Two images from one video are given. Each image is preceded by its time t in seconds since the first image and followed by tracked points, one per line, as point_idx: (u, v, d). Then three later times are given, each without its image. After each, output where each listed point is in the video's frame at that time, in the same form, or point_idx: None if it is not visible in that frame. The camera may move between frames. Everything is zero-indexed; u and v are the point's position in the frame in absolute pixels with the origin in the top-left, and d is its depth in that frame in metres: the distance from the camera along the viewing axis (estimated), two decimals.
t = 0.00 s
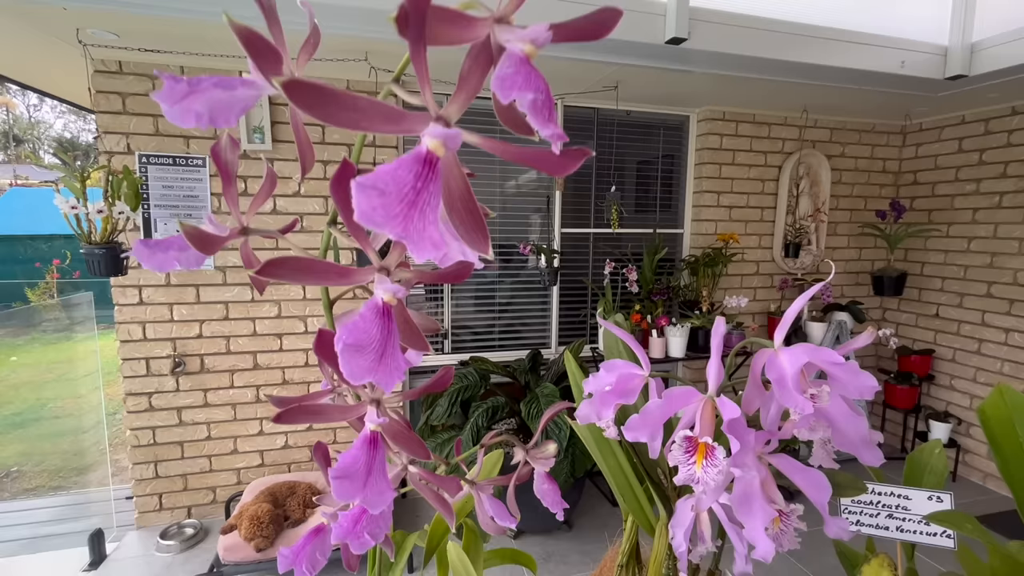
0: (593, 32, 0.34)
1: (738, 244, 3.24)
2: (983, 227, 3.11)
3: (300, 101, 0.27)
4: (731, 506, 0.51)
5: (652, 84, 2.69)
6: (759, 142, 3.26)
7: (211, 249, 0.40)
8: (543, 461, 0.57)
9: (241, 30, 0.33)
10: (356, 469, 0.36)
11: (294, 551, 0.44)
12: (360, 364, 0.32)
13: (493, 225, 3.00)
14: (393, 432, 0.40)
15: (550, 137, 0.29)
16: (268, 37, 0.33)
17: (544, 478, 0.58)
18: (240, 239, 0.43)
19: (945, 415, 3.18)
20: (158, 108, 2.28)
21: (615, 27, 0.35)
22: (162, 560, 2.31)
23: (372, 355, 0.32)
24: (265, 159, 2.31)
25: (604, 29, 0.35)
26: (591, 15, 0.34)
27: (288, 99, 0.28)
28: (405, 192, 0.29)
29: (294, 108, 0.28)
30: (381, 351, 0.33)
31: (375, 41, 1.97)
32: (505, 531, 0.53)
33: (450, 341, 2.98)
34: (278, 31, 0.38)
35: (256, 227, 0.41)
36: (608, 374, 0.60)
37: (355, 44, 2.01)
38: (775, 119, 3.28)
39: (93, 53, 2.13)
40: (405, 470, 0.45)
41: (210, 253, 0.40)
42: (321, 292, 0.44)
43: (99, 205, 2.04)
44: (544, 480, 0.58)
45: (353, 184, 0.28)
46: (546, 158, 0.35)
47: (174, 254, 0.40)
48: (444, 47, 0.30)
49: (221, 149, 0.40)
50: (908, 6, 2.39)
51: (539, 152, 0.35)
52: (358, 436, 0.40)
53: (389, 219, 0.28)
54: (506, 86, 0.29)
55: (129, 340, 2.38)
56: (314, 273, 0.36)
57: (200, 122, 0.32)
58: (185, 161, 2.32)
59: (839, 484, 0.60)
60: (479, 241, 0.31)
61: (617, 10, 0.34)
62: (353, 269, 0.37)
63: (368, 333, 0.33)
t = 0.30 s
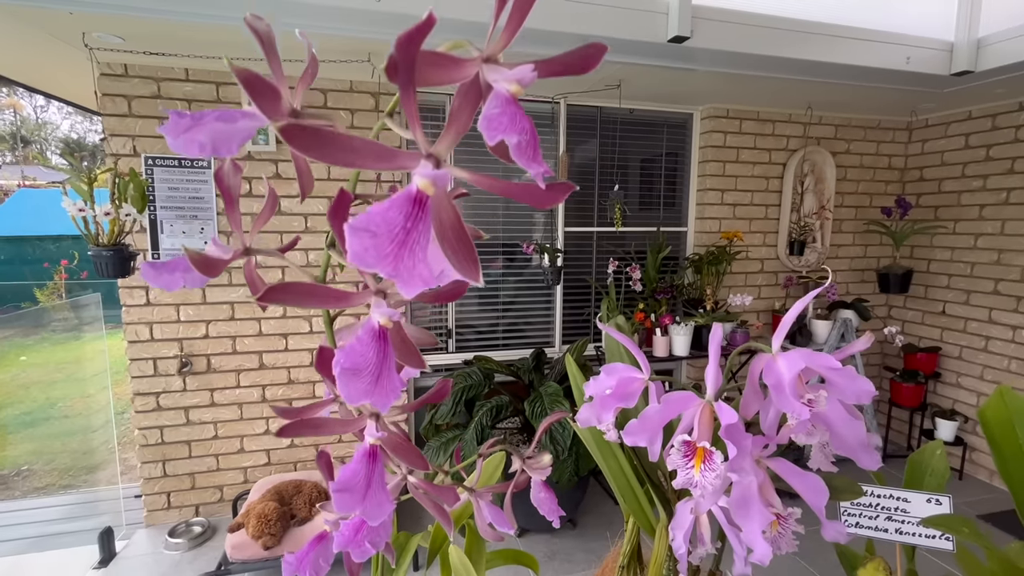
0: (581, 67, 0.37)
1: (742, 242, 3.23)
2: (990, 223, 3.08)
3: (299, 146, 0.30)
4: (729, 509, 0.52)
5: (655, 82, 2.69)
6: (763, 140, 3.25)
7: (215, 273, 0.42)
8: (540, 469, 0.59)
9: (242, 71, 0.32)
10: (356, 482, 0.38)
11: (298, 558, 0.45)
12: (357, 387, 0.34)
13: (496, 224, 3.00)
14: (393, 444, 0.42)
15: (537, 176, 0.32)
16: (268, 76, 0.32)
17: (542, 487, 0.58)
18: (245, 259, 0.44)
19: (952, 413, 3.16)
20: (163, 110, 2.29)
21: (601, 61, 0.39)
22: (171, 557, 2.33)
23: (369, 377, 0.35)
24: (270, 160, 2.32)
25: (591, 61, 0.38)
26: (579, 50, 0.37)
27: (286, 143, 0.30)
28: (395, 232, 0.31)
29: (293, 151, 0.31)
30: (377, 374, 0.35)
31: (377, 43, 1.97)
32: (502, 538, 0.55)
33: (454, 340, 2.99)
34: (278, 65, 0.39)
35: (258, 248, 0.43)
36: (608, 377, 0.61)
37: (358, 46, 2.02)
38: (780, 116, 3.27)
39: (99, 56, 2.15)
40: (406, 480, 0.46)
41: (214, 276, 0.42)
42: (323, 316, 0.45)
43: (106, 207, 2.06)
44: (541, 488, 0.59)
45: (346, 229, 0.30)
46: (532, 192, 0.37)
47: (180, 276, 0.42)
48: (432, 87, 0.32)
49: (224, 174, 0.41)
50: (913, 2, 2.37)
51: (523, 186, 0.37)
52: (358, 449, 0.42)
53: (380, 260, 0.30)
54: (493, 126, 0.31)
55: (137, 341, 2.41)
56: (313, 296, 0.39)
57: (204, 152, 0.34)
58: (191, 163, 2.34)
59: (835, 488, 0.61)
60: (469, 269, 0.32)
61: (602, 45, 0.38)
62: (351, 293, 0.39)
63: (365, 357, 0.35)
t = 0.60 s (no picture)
0: (580, 88, 0.40)
1: (749, 239, 3.22)
2: (1001, 219, 3.05)
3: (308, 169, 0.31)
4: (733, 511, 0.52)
5: (661, 79, 2.67)
6: (770, 136, 3.23)
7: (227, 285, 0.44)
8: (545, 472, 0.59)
9: (255, 96, 0.35)
10: (365, 487, 0.39)
11: (308, 560, 0.46)
12: (366, 398, 0.34)
13: (502, 222, 3.00)
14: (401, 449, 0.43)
15: (539, 196, 0.35)
16: (278, 100, 0.36)
17: (547, 491, 0.59)
18: (254, 272, 0.46)
19: (963, 410, 3.13)
20: (171, 111, 2.31)
21: (601, 79, 0.41)
22: (182, 553, 2.37)
23: (378, 389, 0.35)
24: (277, 160, 2.33)
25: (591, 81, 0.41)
26: (580, 71, 0.40)
27: (296, 167, 0.31)
28: (401, 254, 0.33)
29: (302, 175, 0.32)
30: (385, 385, 0.36)
31: (382, 43, 1.97)
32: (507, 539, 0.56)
33: (460, 338, 3.00)
34: (285, 81, 0.41)
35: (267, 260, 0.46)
36: (613, 378, 0.61)
37: (363, 46, 2.02)
38: (787, 112, 3.24)
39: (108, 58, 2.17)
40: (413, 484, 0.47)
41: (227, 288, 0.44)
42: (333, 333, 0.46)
43: (116, 209, 2.09)
44: (546, 491, 0.60)
45: (355, 251, 0.31)
46: (534, 212, 0.38)
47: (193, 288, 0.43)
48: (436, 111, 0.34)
49: (236, 188, 0.42)
50: None
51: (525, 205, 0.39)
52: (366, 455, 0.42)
53: (387, 280, 0.31)
54: (494, 150, 0.34)
55: (147, 340, 2.44)
56: (321, 308, 0.41)
57: (215, 168, 0.36)
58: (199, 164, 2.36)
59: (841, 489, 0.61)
60: (475, 284, 0.34)
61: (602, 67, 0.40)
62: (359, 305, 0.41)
63: (372, 369, 0.36)
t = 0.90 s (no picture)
0: (585, 104, 0.40)
1: (758, 237, 3.19)
2: (1017, 216, 2.99)
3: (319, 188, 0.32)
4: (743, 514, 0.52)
5: (669, 76, 2.66)
6: (779, 133, 3.20)
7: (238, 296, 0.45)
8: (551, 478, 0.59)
9: (266, 114, 0.35)
10: (376, 494, 0.40)
11: (319, 563, 0.46)
12: (375, 411, 0.35)
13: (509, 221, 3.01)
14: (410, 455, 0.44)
15: (547, 214, 0.36)
16: (288, 117, 0.36)
17: (554, 497, 0.59)
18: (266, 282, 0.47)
19: (976, 409, 3.09)
20: (181, 114, 2.34)
21: (605, 95, 0.41)
22: (195, 550, 2.40)
23: (387, 401, 0.36)
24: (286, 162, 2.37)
25: (596, 96, 0.41)
26: (585, 88, 0.40)
27: (306, 185, 0.32)
28: (411, 273, 0.33)
29: (312, 191, 0.33)
30: (394, 398, 0.36)
31: (390, 43, 1.98)
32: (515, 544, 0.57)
33: (468, 337, 3.01)
34: (294, 94, 0.41)
35: (278, 269, 0.46)
36: (620, 379, 0.61)
37: (370, 47, 2.03)
38: (796, 109, 3.21)
39: (120, 61, 2.19)
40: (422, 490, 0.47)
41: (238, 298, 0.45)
42: (342, 339, 0.45)
43: (128, 210, 2.11)
44: (553, 497, 0.60)
45: (365, 271, 0.32)
46: (540, 228, 0.39)
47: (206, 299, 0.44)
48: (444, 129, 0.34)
49: (246, 201, 0.42)
50: None
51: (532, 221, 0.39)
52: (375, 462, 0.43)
53: (398, 299, 0.32)
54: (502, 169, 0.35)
55: (159, 339, 2.47)
56: (332, 321, 0.41)
57: (228, 183, 0.36)
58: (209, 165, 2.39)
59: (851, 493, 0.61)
60: (483, 298, 0.35)
61: (606, 82, 0.40)
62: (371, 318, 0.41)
63: (382, 381, 0.36)
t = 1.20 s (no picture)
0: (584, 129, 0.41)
1: (769, 237, 3.17)
2: None
3: (321, 220, 0.34)
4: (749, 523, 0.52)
5: (678, 77, 2.64)
6: (789, 132, 3.17)
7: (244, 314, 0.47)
8: (553, 491, 0.60)
9: (268, 146, 0.36)
10: (379, 510, 0.40)
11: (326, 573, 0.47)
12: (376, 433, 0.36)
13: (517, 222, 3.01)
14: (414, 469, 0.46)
15: (542, 245, 0.37)
16: (293, 148, 0.38)
17: (557, 508, 0.60)
18: (272, 299, 0.49)
19: (993, 412, 3.03)
20: (193, 118, 2.37)
21: (602, 121, 0.42)
22: (208, 549, 2.43)
23: (388, 421, 0.36)
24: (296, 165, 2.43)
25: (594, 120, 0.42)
26: (582, 114, 0.41)
27: (308, 217, 0.34)
28: (409, 303, 0.34)
29: (313, 222, 0.35)
30: (395, 419, 0.37)
31: (399, 47, 1.99)
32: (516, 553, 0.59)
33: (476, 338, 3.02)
34: (299, 125, 0.44)
35: (285, 286, 0.48)
36: (626, 386, 0.61)
37: (378, 50, 2.04)
38: (807, 108, 3.18)
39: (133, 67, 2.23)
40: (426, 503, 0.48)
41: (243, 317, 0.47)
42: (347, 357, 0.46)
43: (142, 214, 2.15)
44: (556, 508, 0.61)
45: (364, 303, 0.33)
46: (537, 255, 0.40)
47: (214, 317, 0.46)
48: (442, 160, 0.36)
49: (253, 222, 0.44)
50: None
51: (529, 247, 0.40)
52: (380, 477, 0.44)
53: (395, 330, 0.32)
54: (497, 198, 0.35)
55: (173, 341, 2.51)
56: (336, 341, 0.43)
57: (233, 207, 0.38)
58: (221, 169, 2.42)
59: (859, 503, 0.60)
60: (482, 323, 0.37)
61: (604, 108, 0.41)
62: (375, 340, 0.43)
63: (382, 403, 0.37)
